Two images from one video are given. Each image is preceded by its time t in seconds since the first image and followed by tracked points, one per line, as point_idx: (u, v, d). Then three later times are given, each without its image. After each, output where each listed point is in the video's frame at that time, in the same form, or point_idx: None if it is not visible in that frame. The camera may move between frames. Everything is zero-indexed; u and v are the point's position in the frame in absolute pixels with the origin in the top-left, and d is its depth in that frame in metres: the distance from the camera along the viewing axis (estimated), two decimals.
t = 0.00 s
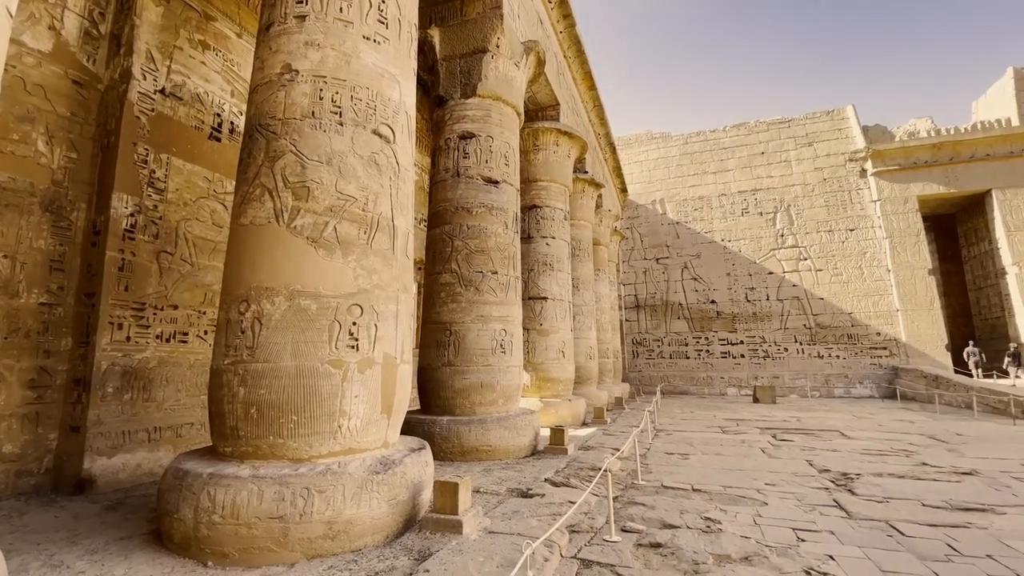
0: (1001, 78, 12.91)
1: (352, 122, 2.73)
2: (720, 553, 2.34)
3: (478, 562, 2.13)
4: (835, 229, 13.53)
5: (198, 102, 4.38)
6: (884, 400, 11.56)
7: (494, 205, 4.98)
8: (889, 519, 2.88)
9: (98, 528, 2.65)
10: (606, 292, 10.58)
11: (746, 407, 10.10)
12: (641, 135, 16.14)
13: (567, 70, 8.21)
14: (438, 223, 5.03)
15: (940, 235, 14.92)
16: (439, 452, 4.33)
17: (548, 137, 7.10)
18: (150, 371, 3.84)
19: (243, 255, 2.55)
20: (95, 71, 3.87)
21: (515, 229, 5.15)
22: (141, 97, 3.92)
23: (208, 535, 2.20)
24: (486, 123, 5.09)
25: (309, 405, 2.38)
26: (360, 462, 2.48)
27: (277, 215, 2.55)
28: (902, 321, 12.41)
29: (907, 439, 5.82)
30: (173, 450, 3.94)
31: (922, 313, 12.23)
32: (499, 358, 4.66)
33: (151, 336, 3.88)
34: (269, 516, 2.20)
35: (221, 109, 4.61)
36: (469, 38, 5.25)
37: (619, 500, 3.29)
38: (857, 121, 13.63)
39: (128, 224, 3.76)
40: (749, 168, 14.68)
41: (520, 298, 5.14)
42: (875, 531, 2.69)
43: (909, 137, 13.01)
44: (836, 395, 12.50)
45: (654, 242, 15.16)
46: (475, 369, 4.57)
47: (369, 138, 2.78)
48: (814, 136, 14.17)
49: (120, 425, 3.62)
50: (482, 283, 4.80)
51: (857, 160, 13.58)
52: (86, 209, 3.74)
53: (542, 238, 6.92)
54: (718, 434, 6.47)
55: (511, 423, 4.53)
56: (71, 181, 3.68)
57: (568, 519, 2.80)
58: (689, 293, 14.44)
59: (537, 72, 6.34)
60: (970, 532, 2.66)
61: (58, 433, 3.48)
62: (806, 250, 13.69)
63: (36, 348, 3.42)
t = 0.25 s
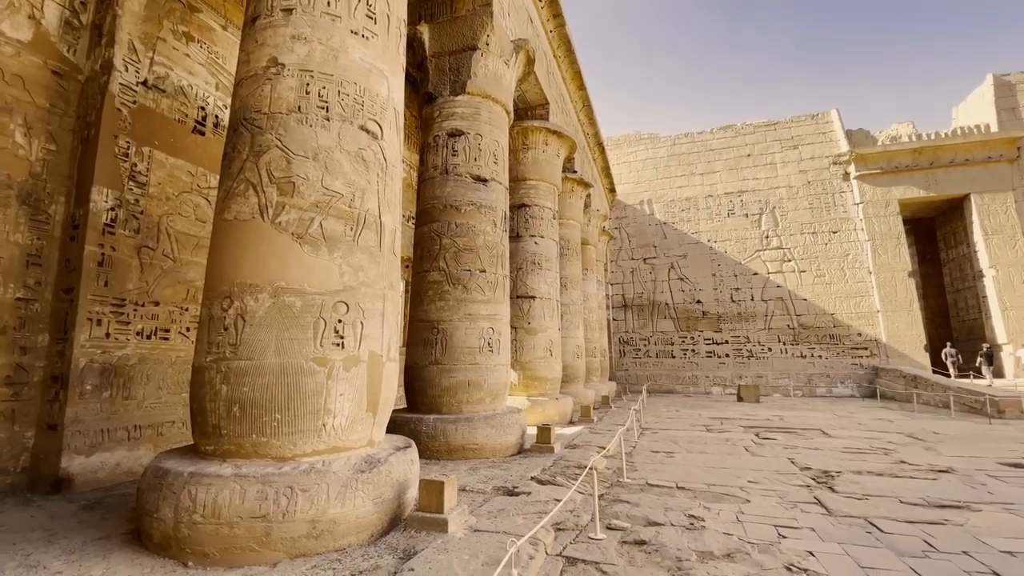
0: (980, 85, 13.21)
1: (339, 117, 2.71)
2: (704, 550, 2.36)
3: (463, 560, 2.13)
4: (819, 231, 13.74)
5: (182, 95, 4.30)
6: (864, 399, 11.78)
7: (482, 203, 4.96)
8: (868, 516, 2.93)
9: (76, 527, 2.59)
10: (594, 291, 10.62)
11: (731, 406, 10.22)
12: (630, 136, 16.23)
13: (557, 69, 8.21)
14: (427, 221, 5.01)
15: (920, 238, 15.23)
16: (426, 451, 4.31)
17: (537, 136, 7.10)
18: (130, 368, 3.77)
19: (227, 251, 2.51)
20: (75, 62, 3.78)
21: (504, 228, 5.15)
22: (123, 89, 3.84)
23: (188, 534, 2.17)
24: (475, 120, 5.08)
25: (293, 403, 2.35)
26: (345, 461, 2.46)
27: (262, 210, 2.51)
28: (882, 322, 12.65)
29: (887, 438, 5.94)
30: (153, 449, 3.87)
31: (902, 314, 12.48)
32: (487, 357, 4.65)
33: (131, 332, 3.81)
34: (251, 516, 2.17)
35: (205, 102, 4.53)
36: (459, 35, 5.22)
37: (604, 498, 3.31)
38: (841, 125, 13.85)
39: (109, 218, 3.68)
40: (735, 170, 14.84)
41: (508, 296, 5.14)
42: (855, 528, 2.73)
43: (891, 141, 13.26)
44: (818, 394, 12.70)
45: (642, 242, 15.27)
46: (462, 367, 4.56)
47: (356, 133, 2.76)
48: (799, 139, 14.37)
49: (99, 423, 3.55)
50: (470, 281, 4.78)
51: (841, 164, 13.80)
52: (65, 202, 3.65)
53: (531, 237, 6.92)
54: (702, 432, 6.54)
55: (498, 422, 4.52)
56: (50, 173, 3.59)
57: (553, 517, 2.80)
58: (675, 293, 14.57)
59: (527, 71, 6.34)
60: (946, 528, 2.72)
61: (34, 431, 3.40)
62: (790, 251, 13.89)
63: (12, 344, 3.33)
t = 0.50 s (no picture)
0: (964, 90, 13.45)
1: (328, 113, 2.68)
2: (690, 548, 2.38)
3: (451, 559, 2.12)
4: (805, 233, 13.92)
5: (168, 89, 4.24)
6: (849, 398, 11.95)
7: (473, 201, 4.95)
8: (851, 514, 2.98)
9: (56, 528, 2.54)
10: (584, 291, 10.65)
11: (718, 405, 10.31)
12: (620, 137, 16.29)
13: (548, 69, 8.22)
14: (417, 219, 4.99)
15: (904, 241, 15.48)
16: (414, 450, 4.29)
17: (528, 135, 7.10)
18: (112, 366, 3.70)
19: (213, 248, 2.48)
20: (59, 54, 3.71)
21: (494, 227, 5.14)
22: (107, 83, 3.77)
23: (172, 534, 2.13)
24: (466, 119, 5.07)
25: (280, 402, 2.33)
26: (332, 460, 2.44)
27: (249, 206, 2.48)
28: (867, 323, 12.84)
29: (870, 437, 6.03)
30: (137, 448, 3.81)
31: (886, 315, 12.68)
32: (476, 356, 4.65)
33: (114, 329, 3.74)
34: (236, 516, 2.15)
35: (192, 96, 4.46)
36: (450, 32, 5.20)
37: (592, 497, 3.32)
38: (828, 128, 14.03)
39: (92, 213, 3.61)
40: (724, 171, 14.97)
41: (498, 295, 5.14)
42: (838, 525, 2.78)
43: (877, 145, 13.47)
44: (803, 394, 12.86)
45: (632, 242, 15.34)
46: (451, 366, 4.55)
47: (345, 130, 2.73)
48: (787, 142, 14.54)
49: (81, 422, 3.48)
50: (460, 280, 4.77)
51: (827, 166, 13.97)
52: (46, 197, 3.58)
53: (521, 236, 6.92)
54: (690, 431, 6.60)
55: (488, 421, 4.52)
56: (31, 167, 3.52)
57: (541, 516, 2.81)
58: (664, 293, 14.67)
59: (518, 70, 6.33)
60: (926, 525, 2.77)
61: (14, 430, 3.33)
62: (777, 252, 14.04)
63: None
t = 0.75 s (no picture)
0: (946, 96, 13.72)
1: (316, 109, 2.65)
2: (675, 545, 2.40)
3: (437, 559, 2.11)
4: (791, 235, 14.10)
5: (152, 82, 4.16)
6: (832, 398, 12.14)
7: (462, 200, 4.94)
8: (833, 511, 3.03)
9: (33, 529, 2.49)
10: (573, 291, 10.68)
11: (705, 404, 10.41)
12: (610, 137, 16.37)
13: (538, 68, 8.22)
14: (405, 217, 4.96)
15: (887, 243, 15.76)
16: (402, 450, 4.27)
17: (518, 135, 7.10)
18: (92, 364, 3.63)
19: (197, 245, 2.44)
20: (39, 46, 3.63)
21: (484, 226, 5.13)
22: (89, 75, 3.70)
23: (153, 535, 2.10)
24: (455, 117, 5.05)
25: (265, 401, 2.30)
26: (318, 460, 2.42)
27: (234, 202, 2.45)
28: (850, 324, 13.04)
29: (853, 435, 6.13)
30: (117, 447, 3.74)
31: (868, 316, 12.90)
32: (465, 355, 4.64)
33: (95, 327, 3.67)
34: (219, 516, 2.12)
35: (176, 90, 4.38)
36: (440, 30, 5.18)
37: (579, 495, 3.34)
38: (814, 132, 14.22)
39: (72, 208, 3.54)
40: (712, 173, 15.12)
41: (487, 294, 5.13)
42: (820, 522, 2.82)
43: (861, 149, 13.69)
44: (788, 393, 13.03)
45: (620, 242, 15.43)
46: (439, 366, 4.53)
47: (333, 127, 2.71)
48: (773, 144, 14.72)
49: (60, 421, 3.41)
50: (449, 279, 4.75)
51: (812, 169, 14.18)
52: (25, 190, 3.49)
53: (511, 235, 6.91)
54: (677, 430, 6.65)
55: (476, 420, 4.51)
56: (10, 160, 3.43)
57: (528, 515, 2.81)
58: (652, 294, 14.77)
59: (508, 69, 6.32)
60: (906, 523, 2.82)
61: None
62: (763, 254, 14.21)
63: None
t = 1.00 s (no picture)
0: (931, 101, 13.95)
1: (305, 106, 2.63)
2: (663, 544, 2.42)
3: (426, 558, 2.11)
4: (779, 236, 14.25)
5: (138, 77, 4.10)
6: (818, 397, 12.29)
7: (453, 199, 4.92)
8: (818, 509, 3.06)
9: (13, 530, 2.44)
10: (564, 291, 10.71)
11: (693, 404, 10.49)
12: (601, 138, 16.43)
13: (530, 68, 8.22)
14: (396, 216, 4.93)
15: (872, 245, 15.99)
16: (391, 449, 4.25)
17: (509, 134, 7.09)
18: (76, 363, 3.57)
19: (184, 242, 2.41)
20: (22, 38, 3.56)
21: (475, 225, 5.12)
22: (73, 69, 3.63)
23: (137, 537, 2.07)
24: (447, 115, 5.03)
25: (251, 401, 2.28)
26: (306, 460, 2.40)
27: (221, 199, 2.42)
28: (836, 324, 13.21)
29: (838, 434, 6.21)
30: (101, 447, 3.68)
31: (854, 317, 13.08)
32: (455, 354, 4.63)
33: (78, 325, 3.60)
34: (205, 517, 2.09)
35: (163, 85, 4.32)
36: (432, 28, 5.16)
37: (568, 494, 3.34)
38: (802, 135, 14.38)
39: (55, 204, 3.47)
40: (702, 174, 15.23)
41: (478, 294, 5.12)
42: (805, 520, 2.85)
43: (848, 152, 13.88)
44: (775, 393, 13.17)
45: (611, 242, 15.49)
46: (430, 365, 4.51)
47: (323, 124, 2.69)
48: (762, 146, 14.87)
49: (42, 420, 3.35)
50: (440, 278, 4.74)
51: (800, 171, 14.34)
52: (7, 185, 3.42)
53: (501, 234, 6.90)
54: (666, 429, 6.69)
55: (466, 420, 4.50)
56: None
57: (518, 514, 2.81)
58: (642, 294, 14.86)
59: (500, 68, 6.32)
60: (890, 520, 2.87)
61: None
62: (752, 254, 14.34)
63: None
